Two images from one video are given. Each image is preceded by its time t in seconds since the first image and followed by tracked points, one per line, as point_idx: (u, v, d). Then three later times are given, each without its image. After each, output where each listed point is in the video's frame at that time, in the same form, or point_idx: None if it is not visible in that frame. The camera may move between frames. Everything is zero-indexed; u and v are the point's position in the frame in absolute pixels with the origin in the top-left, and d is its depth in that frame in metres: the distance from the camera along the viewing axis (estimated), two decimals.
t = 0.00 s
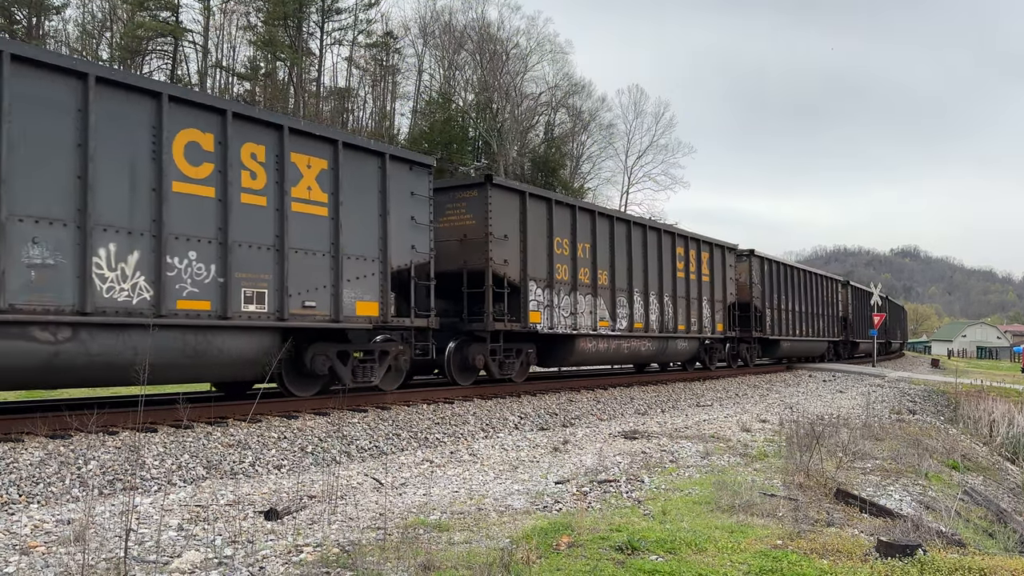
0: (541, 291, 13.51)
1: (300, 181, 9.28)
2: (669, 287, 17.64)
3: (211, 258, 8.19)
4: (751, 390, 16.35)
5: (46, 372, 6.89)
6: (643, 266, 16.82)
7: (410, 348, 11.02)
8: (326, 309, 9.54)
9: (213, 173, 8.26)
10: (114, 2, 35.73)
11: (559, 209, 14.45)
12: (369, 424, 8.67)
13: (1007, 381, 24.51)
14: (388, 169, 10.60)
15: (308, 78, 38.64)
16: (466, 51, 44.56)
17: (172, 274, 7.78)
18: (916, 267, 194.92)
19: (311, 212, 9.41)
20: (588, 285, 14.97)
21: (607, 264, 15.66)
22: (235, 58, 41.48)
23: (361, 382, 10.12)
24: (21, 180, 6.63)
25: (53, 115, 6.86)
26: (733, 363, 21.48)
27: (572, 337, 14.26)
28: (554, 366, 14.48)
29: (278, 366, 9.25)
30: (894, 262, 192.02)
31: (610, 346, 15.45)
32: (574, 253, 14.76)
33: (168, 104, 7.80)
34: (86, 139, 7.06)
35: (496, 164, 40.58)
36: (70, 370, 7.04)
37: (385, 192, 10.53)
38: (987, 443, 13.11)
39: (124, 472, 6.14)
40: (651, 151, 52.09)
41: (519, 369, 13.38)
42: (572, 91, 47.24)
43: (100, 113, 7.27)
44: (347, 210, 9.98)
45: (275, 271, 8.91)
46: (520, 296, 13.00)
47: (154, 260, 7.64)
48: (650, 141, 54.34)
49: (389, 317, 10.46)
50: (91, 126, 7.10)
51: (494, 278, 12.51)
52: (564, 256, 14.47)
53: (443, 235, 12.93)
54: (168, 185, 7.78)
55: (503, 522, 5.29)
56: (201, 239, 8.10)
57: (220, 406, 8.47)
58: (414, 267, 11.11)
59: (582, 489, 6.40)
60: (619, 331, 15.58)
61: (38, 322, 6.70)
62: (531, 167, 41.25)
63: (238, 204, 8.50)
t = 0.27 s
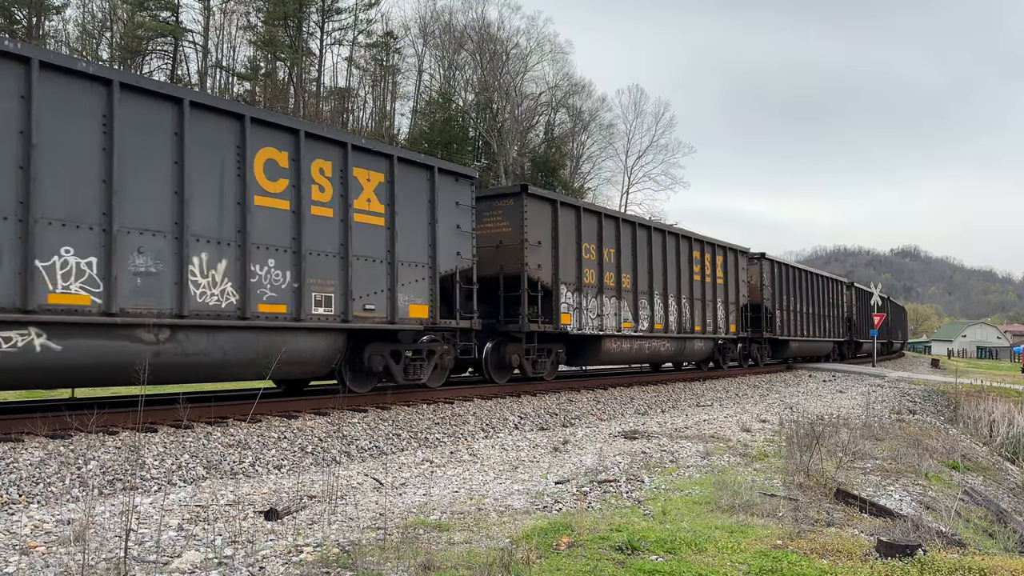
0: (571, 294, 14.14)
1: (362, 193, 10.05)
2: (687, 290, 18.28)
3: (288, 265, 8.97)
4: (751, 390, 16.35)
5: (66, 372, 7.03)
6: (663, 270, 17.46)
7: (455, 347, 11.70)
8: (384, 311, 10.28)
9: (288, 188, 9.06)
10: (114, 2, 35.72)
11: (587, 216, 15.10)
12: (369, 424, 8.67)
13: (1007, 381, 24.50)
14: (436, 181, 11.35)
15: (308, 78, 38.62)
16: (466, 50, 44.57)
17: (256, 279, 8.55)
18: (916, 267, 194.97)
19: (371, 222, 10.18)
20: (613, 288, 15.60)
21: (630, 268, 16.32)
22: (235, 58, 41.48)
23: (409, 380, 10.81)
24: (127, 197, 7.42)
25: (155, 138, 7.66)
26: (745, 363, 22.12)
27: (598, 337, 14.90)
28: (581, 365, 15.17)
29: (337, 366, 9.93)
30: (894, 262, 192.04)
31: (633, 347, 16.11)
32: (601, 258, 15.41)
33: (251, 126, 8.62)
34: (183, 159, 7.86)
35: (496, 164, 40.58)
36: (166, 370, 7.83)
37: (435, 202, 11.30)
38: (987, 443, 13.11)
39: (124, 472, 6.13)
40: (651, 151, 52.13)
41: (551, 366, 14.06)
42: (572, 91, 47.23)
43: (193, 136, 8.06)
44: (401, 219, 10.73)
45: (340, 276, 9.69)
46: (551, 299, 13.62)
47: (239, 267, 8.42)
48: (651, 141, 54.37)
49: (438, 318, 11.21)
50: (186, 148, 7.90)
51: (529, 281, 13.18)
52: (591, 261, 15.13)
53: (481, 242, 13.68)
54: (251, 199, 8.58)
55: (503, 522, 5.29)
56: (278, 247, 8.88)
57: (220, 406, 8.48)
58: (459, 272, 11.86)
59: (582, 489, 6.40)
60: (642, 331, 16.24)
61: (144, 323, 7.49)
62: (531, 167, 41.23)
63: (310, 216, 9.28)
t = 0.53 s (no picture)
0: (598, 296, 14.80)
1: (414, 203, 10.77)
2: (702, 291, 18.94)
3: (352, 270, 9.70)
4: (751, 390, 16.35)
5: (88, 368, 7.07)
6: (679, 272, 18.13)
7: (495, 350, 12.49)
8: (433, 313, 11.00)
9: (350, 201, 9.78)
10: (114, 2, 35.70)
11: (610, 222, 15.75)
12: (369, 424, 8.67)
13: (1008, 381, 24.49)
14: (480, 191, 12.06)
15: (308, 78, 38.62)
16: (466, 50, 44.58)
17: (324, 283, 9.28)
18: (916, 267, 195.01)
19: (422, 231, 10.90)
20: (635, 290, 16.25)
21: (651, 271, 16.98)
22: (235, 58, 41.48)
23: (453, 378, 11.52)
24: (216, 209, 8.17)
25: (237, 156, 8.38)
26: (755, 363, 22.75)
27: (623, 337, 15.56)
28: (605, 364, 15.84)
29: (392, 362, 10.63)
30: (894, 262, 192.22)
31: (654, 346, 16.78)
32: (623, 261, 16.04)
33: (319, 144, 9.34)
34: (262, 175, 8.61)
35: (496, 164, 40.58)
36: (209, 368, 8.17)
37: (478, 211, 12.00)
38: (987, 443, 13.11)
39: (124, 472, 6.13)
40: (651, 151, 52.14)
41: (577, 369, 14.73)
42: (572, 91, 47.23)
43: (269, 153, 8.81)
44: (448, 228, 11.45)
45: (395, 281, 10.41)
46: (581, 301, 14.24)
47: (310, 273, 9.16)
48: (651, 141, 54.39)
49: (481, 319, 11.92)
50: (264, 164, 8.65)
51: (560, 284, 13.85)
52: (615, 264, 15.75)
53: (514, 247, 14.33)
54: (319, 210, 9.32)
55: (504, 522, 5.29)
56: (343, 255, 9.62)
57: (220, 406, 8.48)
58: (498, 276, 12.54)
59: (582, 489, 6.40)
60: (662, 331, 16.91)
61: (232, 325, 8.23)
62: (531, 167, 41.24)
63: (369, 226, 10.02)
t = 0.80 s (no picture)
0: (623, 298, 15.65)
1: (459, 212, 11.54)
2: (717, 293, 19.80)
3: (406, 276, 10.47)
4: (751, 390, 16.36)
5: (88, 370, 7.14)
6: (696, 275, 18.99)
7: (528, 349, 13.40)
8: (476, 316, 11.77)
9: (404, 211, 10.57)
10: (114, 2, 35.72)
11: (633, 228, 16.62)
12: (369, 424, 8.67)
13: (1008, 381, 24.46)
14: (516, 200, 12.84)
15: (308, 78, 38.61)
16: (466, 50, 44.59)
17: (382, 288, 10.07)
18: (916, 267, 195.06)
19: (466, 238, 11.68)
20: (655, 293, 17.08)
21: (669, 274, 17.85)
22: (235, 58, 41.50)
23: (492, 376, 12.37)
24: (291, 222, 8.95)
25: (306, 171, 9.14)
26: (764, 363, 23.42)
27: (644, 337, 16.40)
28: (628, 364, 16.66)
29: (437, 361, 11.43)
30: (894, 262, 192.29)
31: (673, 346, 17.62)
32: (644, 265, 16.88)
33: (376, 158, 10.12)
34: (330, 188, 9.38)
35: (496, 164, 40.59)
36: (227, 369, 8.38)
37: (514, 218, 12.78)
38: (986, 443, 13.11)
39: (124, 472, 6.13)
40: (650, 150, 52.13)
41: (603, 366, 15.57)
42: (572, 91, 47.24)
43: (335, 167, 9.59)
44: (489, 235, 12.21)
45: (443, 285, 11.19)
46: (606, 303, 15.05)
47: (369, 278, 9.96)
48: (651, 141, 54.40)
49: (519, 320, 12.71)
50: (332, 178, 9.42)
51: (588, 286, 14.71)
52: (637, 268, 16.60)
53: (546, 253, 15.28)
54: (377, 220, 10.10)
55: (503, 522, 5.30)
56: (398, 262, 10.40)
57: (220, 406, 8.47)
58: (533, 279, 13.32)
59: (581, 489, 6.40)
60: (680, 332, 17.76)
61: (304, 327, 9.02)
62: (531, 167, 41.25)
63: (421, 234, 10.83)
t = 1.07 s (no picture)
0: (645, 301, 16.56)
1: (498, 221, 12.47)
2: (729, 296, 20.70)
3: (452, 281, 11.39)
4: (751, 390, 16.36)
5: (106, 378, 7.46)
6: (710, 279, 19.91)
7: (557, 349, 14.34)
8: (513, 317, 12.69)
9: (450, 220, 11.52)
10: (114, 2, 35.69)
11: (653, 234, 17.54)
12: (369, 424, 8.67)
13: (1009, 381, 24.43)
14: (547, 209, 13.79)
15: (308, 78, 38.58)
16: (466, 50, 44.58)
17: (431, 292, 10.98)
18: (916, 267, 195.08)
19: (503, 245, 12.63)
20: (673, 295, 17.95)
21: (686, 278, 18.72)
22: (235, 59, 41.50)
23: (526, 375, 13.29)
24: (354, 231, 9.87)
25: (367, 184, 10.06)
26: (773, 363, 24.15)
27: (664, 338, 17.27)
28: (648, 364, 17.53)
29: (477, 362, 12.31)
30: (894, 262, 192.31)
31: (689, 346, 18.49)
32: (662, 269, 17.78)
33: (426, 172, 11.05)
34: (387, 200, 10.32)
35: (496, 164, 40.58)
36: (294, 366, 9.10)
37: (546, 226, 13.72)
38: (986, 443, 13.10)
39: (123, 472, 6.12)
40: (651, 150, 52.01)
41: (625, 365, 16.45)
42: (572, 91, 47.23)
43: (391, 180, 10.51)
44: (524, 242, 13.17)
45: (483, 288, 12.11)
46: (629, 305, 15.93)
47: (420, 283, 10.88)
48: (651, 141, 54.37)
49: (550, 322, 13.66)
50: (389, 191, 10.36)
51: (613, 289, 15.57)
52: (656, 272, 17.49)
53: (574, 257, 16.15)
54: (426, 230, 11.02)
55: (503, 521, 5.30)
56: (444, 267, 11.33)
57: (220, 406, 8.47)
58: (562, 283, 14.24)
59: (581, 488, 6.40)
60: (696, 332, 18.67)
61: (365, 328, 9.90)
62: (531, 167, 41.26)
63: (465, 242, 11.78)
